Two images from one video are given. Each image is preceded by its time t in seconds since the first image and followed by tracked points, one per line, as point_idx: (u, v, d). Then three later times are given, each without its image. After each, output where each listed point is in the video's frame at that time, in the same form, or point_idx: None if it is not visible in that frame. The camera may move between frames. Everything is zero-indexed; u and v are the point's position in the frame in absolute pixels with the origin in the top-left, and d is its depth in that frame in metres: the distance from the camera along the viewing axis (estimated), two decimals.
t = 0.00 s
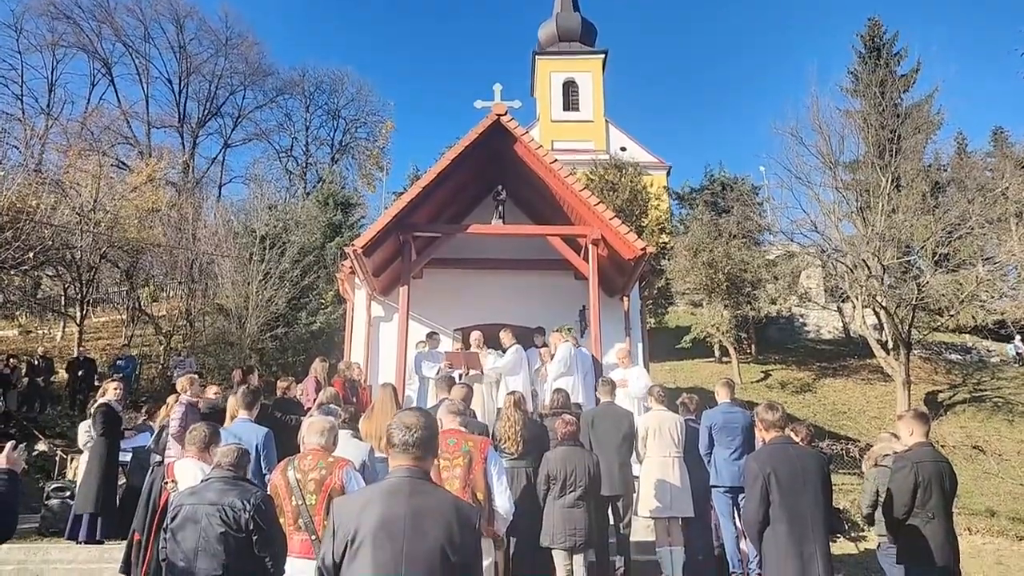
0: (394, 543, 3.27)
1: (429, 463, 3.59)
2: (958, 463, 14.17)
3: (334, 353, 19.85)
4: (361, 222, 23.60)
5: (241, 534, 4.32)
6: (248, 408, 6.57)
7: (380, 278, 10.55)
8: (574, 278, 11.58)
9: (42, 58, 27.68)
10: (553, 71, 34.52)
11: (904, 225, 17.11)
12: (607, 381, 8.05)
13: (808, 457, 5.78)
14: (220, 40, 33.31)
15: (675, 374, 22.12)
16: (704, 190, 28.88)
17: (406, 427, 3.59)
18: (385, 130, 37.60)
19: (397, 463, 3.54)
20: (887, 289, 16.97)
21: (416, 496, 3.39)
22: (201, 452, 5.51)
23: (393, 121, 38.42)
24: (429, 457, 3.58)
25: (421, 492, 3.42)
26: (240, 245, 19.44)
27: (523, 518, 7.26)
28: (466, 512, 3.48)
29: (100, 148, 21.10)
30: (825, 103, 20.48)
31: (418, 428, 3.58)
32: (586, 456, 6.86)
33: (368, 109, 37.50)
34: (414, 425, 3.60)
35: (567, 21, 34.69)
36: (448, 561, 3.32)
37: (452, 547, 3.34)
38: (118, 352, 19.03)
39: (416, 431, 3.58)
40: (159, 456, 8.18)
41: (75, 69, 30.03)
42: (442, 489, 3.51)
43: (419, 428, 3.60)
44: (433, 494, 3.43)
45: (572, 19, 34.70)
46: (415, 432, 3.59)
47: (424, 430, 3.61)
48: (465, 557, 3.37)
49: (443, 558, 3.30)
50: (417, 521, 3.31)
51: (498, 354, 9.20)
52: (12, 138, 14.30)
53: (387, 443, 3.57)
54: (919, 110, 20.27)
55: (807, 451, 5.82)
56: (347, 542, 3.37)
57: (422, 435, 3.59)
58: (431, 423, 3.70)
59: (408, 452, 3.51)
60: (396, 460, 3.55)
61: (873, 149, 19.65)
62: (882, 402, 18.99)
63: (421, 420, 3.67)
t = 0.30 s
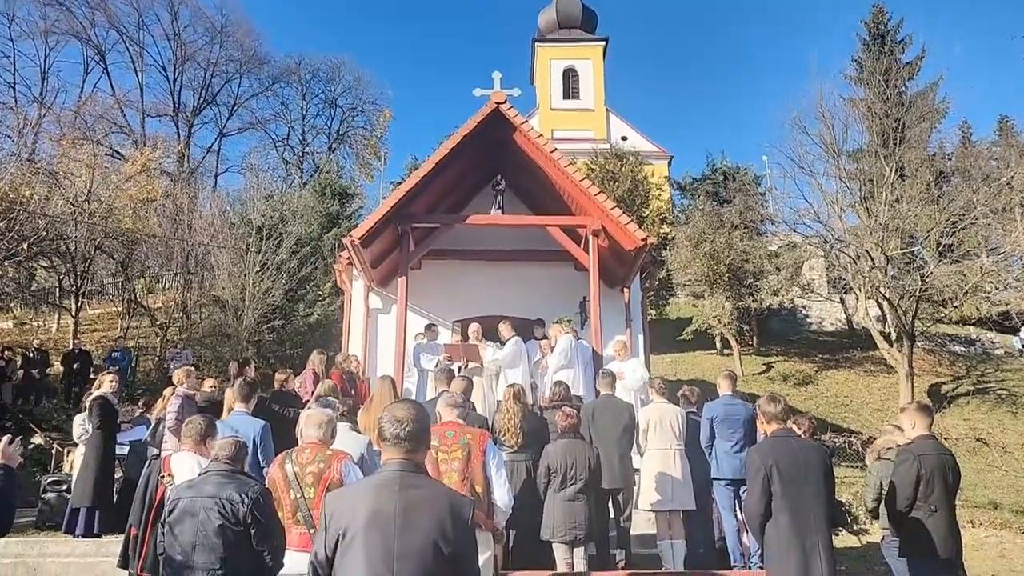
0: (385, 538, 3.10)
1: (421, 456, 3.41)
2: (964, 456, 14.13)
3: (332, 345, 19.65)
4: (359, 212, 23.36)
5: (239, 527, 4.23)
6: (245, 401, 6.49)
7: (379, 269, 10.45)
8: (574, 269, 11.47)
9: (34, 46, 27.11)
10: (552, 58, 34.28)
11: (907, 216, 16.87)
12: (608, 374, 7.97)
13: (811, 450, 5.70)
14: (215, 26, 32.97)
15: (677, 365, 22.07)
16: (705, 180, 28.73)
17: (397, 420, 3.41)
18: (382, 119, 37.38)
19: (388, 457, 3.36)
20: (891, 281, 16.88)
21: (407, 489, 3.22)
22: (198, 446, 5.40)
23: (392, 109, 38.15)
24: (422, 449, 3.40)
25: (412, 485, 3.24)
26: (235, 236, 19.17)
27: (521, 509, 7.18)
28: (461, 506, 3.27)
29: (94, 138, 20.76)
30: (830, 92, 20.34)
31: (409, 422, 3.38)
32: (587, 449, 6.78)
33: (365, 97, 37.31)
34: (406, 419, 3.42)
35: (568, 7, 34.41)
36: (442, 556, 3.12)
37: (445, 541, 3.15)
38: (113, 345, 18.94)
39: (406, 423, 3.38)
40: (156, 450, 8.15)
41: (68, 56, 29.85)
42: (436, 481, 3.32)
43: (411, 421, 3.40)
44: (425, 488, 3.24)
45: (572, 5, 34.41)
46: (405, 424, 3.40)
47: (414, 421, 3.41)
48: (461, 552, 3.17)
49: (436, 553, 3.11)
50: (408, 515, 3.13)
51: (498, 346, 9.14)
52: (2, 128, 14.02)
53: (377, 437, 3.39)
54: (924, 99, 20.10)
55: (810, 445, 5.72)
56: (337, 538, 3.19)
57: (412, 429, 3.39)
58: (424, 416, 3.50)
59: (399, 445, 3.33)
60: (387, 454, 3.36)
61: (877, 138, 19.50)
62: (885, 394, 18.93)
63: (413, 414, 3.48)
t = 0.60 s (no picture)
0: (370, 546, 2.80)
1: (409, 459, 3.06)
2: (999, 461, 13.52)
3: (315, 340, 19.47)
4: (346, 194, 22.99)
5: (217, 536, 3.94)
6: (223, 399, 6.00)
7: (368, 258, 9.77)
8: (579, 258, 10.79)
9: None
10: (555, 28, 33.35)
11: (939, 200, 16.20)
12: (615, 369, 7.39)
13: (835, 452, 5.20)
14: None
15: (690, 363, 21.43)
16: (723, 162, 27.82)
17: (383, 420, 3.07)
18: (372, 95, 36.62)
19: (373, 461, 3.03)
20: (920, 271, 16.46)
21: (395, 494, 2.90)
22: (174, 448, 4.97)
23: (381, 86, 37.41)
24: (411, 452, 3.06)
25: (400, 491, 2.92)
26: (213, 220, 18.39)
27: (519, 519, 6.52)
28: (453, 513, 2.97)
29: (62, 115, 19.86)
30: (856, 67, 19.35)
31: (396, 422, 3.04)
32: (593, 453, 6.17)
33: (354, 72, 36.48)
34: (392, 417, 3.07)
35: None
36: (432, 568, 2.83)
37: (436, 552, 2.85)
38: (81, 338, 18.37)
39: (394, 424, 3.04)
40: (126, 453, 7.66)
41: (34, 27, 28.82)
42: (425, 485, 3.01)
43: (399, 421, 3.06)
44: (414, 494, 2.92)
45: None
46: (392, 425, 3.05)
47: (401, 420, 3.06)
48: (453, 563, 2.88)
49: (425, 565, 2.81)
50: (396, 523, 2.83)
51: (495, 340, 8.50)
52: None
53: (360, 440, 3.04)
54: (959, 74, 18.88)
55: (834, 446, 5.23)
56: (317, 549, 2.89)
57: (399, 430, 3.05)
58: (413, 414, 3.16)
59: (383, 447, 3.00)
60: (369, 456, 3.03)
61: (908, 116, 18.53)
62: (914, 394, 18.33)
63: (401, 412, 3.13)
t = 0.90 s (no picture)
0: (362, 555, 2.70)
1: (406, 463, 2.95)
2: None
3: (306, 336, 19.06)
4: (337, 184, 22.33)
5: (204, 543, 3.73)
6: (210, 398, 5.71)
7: (361, 250, 9.34)
8: (583, 251, 10.35)
9: None
10: (560, 8, 32.90)
11: (964, 189, 15.56)
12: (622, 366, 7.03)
13: (852, 453, 4.97)
14: None
15: (701, 360, 21.07)
16: (735, 149, 27.35)
17: (378, 421, 2.96)
18: (364, 78, 35.56)
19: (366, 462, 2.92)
20: (945, 263, 15.84)
21: (389, 500, 2.79)
22: (156, 449, 4.80)
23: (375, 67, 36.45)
24: (407, 455, 2.95)
25: (395, 496, 2.81)
26: (198, 210, 18.14)
27: (519, 526, 6.12)
28: (451, 521, 2.84)
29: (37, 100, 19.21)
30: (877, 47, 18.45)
31: (391, 424, 2.94)
32: (599, 455, 5.75)
33: (346, 54, 35.62)
34: (387, 418, 2.97)
35: None
36: None
37: (432, 561, 2.74)
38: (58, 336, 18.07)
39: (388, 425, 2.94)
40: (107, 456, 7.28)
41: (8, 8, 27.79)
42: (421, 490, 2.90)
43: (394, 422, 2.96)
44: (409, 500, 2.82)
45: None
46: (387, 426, 2.95)
47: (396, 422, 2.96)
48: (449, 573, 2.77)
49: None
50: (389, 531, 2.72)
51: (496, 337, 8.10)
52: None
53: (354, 441, 2.94)
54: (985, 55, 18.10)
55: (852, 448, 5.00)
56: (309, 557, 2.78)
57: (394, 432, 2.94)
58: (410, 414, 3.06)
59: (379, 449, 2.89)
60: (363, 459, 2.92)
61: (931, 100, 17.78)
62: (937, 391, 18.00)
63: (397, 412, 3.02)
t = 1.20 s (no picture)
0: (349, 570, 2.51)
1: (398, 470, 2.78)
2: None
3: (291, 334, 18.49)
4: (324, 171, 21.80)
5: (181, 556, 3.47)
6: (187, 401, 5.21)
7: (350, 242, 8.81)
8: (588, 244, 9.81)
9: None
10: None
11: (997, 176, 14.93)
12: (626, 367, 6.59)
13: (875, 461, 4.60)
14: None
15: (715, 360, 20.61)
16: (751, 133, 26.69)
17: (367, 425, 2.79)
18: (353, 58, 32.70)
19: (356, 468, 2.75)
20: (975, 257, 15.23)
21: (378, 510, 2.61)
22: (133, 456, 4.40)
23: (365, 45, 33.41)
24: (398, 461, 2.78)
25: (384, 506, 2.62)
26: (175, 200, 17.64)
27: (520, 538, 5.63)
28: (445, 532, 2.65)
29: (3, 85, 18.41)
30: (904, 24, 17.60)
31: (379, 426, 2.77)
32: (605, 460, 5.20)
33: (333, 31, 32.54)
34: (375, 420, 2.80)
35: None
36: None
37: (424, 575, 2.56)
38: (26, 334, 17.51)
39: (377, 429, 2.77)
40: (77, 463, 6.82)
41: None
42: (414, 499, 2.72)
43: (383, 425, 2.79)
44: (400, 510, 2.63)
45: None
46: (376, 431, 2.77)
47: (384, 426, 2.78)
48: None
49: None
50: (378, 543, 2.54)
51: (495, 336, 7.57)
52: None
53: (341, 445, 2.78)
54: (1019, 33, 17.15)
55: (875, 456, 4.61)
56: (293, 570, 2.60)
57: (382, 434, 2.77)
58: (400, 416, 2.88)
59: (367, 454, 2.72)
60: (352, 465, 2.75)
61: (961, 82, 17.02)
62: (967, 395, 17.62)
63: (386, 414, 2.84)
